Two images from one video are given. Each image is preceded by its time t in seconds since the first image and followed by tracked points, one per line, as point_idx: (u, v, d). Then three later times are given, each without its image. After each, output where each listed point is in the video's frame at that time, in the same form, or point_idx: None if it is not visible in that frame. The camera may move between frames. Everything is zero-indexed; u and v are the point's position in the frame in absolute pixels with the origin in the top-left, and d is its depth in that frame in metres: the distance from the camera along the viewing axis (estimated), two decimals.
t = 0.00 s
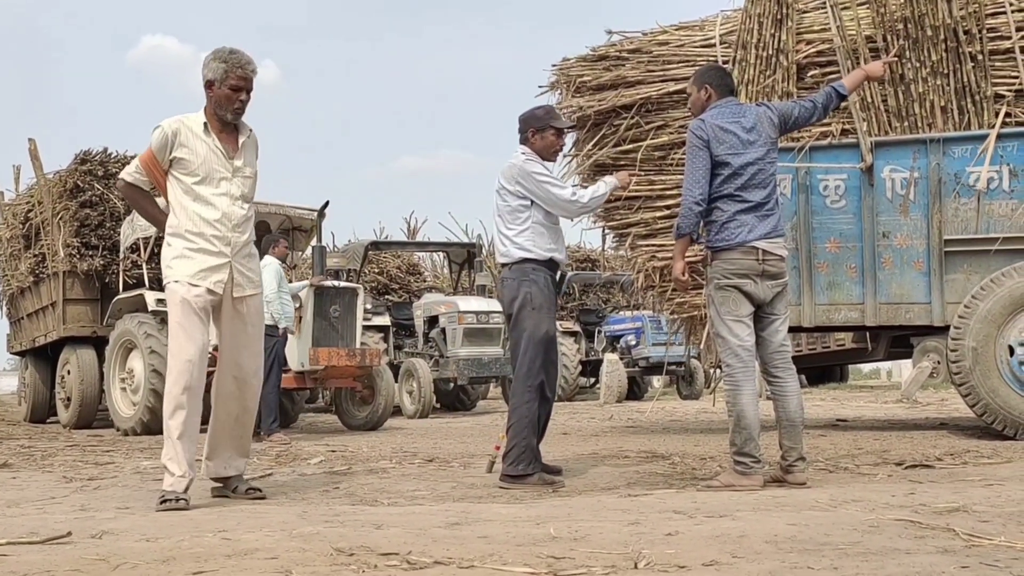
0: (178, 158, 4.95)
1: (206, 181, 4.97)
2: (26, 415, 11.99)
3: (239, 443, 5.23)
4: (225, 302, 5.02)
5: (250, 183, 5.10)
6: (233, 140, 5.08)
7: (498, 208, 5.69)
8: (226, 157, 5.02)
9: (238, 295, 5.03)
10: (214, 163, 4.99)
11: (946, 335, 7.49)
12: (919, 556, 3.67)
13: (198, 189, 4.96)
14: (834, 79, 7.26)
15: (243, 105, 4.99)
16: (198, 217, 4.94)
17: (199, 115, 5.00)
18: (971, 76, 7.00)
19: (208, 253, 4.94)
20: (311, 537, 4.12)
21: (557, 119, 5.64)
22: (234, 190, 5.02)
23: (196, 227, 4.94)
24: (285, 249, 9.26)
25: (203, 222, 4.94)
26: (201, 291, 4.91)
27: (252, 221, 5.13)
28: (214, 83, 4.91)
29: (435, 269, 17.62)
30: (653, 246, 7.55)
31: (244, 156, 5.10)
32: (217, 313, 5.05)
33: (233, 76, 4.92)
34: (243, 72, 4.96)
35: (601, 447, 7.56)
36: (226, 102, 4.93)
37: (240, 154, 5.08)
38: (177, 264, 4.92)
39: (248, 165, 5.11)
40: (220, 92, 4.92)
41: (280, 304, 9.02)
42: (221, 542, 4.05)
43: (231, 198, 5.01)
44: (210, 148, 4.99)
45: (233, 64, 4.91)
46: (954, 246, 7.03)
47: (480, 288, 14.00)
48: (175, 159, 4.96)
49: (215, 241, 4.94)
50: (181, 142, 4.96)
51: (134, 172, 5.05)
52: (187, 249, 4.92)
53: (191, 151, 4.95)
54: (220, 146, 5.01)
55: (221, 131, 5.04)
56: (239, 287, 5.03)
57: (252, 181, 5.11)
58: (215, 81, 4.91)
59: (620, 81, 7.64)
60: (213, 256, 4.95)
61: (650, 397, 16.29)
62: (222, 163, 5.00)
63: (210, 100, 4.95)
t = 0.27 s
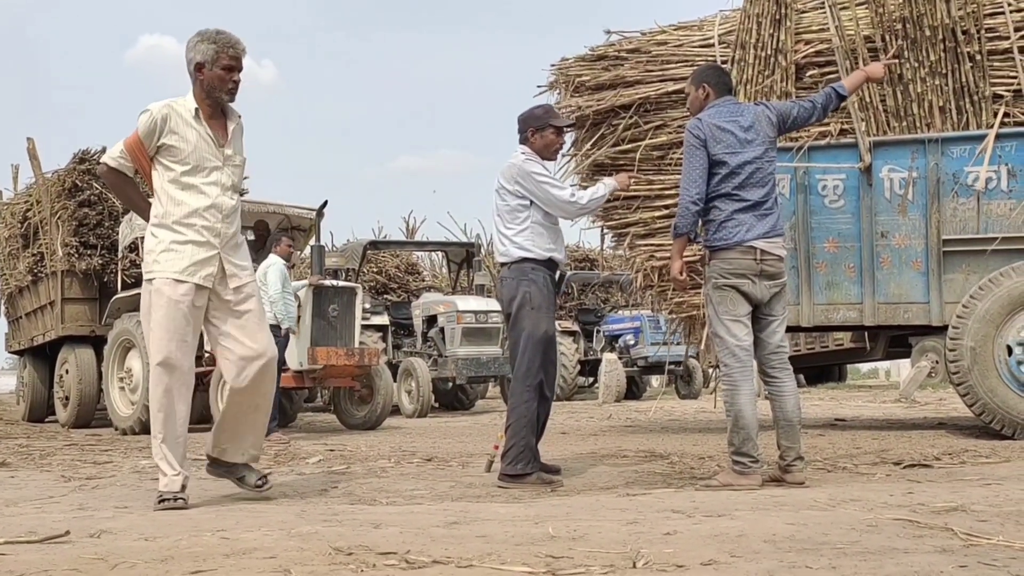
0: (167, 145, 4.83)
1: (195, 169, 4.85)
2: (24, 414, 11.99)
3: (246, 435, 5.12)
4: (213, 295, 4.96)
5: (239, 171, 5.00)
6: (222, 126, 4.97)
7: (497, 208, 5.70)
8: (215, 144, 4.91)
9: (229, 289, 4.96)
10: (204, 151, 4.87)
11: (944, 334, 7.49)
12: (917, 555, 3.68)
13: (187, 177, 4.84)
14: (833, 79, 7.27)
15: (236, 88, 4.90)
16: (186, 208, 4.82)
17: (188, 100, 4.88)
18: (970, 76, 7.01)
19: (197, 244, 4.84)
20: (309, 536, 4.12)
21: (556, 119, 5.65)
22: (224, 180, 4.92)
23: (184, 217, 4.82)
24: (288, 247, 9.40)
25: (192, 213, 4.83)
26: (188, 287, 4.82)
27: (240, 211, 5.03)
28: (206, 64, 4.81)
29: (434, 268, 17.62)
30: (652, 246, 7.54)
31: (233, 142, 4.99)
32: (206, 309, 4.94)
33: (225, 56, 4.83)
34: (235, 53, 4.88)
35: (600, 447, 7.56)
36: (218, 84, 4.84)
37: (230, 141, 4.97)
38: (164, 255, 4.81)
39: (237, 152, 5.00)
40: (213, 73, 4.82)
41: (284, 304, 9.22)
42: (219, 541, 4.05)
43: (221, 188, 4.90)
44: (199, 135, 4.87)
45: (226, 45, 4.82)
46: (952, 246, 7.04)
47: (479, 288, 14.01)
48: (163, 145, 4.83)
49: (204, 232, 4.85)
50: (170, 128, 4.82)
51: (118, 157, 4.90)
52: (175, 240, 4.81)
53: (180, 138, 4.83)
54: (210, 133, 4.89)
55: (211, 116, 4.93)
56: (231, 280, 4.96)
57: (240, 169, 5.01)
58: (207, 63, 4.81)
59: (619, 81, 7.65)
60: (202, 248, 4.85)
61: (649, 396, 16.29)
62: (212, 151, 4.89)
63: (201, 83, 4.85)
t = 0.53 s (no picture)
0: (169, 143, 4.74)
1: (198, 168, 4.77)
2: (21, 416, 11.98)
3: (260, 443, 4.93)
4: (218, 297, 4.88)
5: (244, 169, 4.92)
6: (226, 123, 4.89)
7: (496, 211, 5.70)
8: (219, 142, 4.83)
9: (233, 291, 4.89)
10: (207, 150, 4.78)
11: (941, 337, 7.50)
12: (915, 557, 3.68)
13: (189, 176, 4.76)
14: (831, 82, 7.29)
15: (239, 84, 4.83)
16: (188, 208, 4.74)
17: (191, 96, 4.80)
18: (967, 79, 7.02)
19: (200, 246, 4.76)
20: (307, 538, 4.12)
21: (554, 121, 5.65)
22: (227, 178, 4.83)
23: (187, 218, 4.74)
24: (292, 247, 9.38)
25: (195, 213, 4.75)
26: (191, 291, 4.75)
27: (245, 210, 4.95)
28: (209, 59, 4.74)
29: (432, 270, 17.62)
30: (649, 248, 7.54)
31: (237, 140, 4.91)
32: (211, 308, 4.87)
33: (229, 50, 4.77)
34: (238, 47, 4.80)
35: (598, 449, 7.56)
36: (222, 78, 4.77)
37: (234, 139, 4.89)
38: (167, 257, 4.73)
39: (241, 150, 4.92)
40: (216, 68, 4.75)
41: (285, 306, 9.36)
42: (217, 544, 4.05)
43: (224, 187, 4.82)
44: (202, 134, 4.78)
45: (228, 39, 4.76)
46: (950, 249, 7.03)
47: (476, 291, 14.01)
48: (166, 143, 4.75)
49: (207, 233, 4.77)
50: (172, 125, 4.74)
51: (120, 155, 4.81)
52: (178, 241, 4.74)
53: (182, 136, 4.74)
54: (213, 131, 4.81)
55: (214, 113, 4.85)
56: (235, 282, 4.89)
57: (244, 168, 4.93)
58: (210, 58, 4.74)
59: (617, 83, 7.65)
60: (206, 249, 4.78)
61: (647, 399, 16.30)
62: (215, 150, 4.80)
63: (204, 79, 4.77)
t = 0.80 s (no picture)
0: (191, 141, 4.74)
1: (220, 165, 4.76)
2: (19, 418, 11.96)
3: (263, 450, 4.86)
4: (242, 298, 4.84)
5: (265, 166, 4.92)
6: (246, 121, 4.89)
7: (495, 215, 5.70)
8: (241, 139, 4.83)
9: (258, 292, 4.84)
10: (229, 147, 4.78)
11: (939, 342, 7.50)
12: (912, 562, 3.69)
13: (212, 173, 4.75)
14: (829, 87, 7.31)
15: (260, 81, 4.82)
16: (212, 205, 4.73)
17: (212, 94, 4.80)
18: (965, 85, 7.06)
19: (225, 243, 4.74)
20: (305, 542, 4.12)
21: (552, 125, 5.66)
22: (250, 175, 4.83)
23: (211, 216, 4.73)
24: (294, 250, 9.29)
25: (218, 210, 4.73)
26: (217, 291, 4.72)
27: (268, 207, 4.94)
28: (228, 57, 4.74)
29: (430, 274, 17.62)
30: (648, 253, 7.54)
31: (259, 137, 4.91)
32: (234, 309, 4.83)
33: (248, 47, 4.76)
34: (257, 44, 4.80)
35: (596, 453, 7.56)
36: (242, 75, 4.76)
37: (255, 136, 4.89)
38: (192, 256, 4.72)
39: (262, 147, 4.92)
40: (236, 65, 4.74)
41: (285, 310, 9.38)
42: (214, 546, 4.05)
43: (247, 183, 4.81)
44: (224, 130, 4.78)
45: (246, 35, 4.75)
46: (947, 254, 7.04)
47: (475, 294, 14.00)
48: (188, 141, 4.74)
49: (232, 230, 4.75)
50: (193, 122, 4.73)
51: (141, 155, 4.78)
52: (203, 239, 4.72)
53: (204, 133, 4.74)
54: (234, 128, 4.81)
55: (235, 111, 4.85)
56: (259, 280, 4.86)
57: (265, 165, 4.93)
58: (229, 55, 4.74)
59: (616, 88, 7.66)
60: (230, 246, 4.76)
61: (645, 404, 16.31)
62: (237, 146, 4.80)
63: (224, 77, 4.77)
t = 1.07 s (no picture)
0: (214, 140, 4.64)
1: (243, 165, 4.67)
2: (15, 420, 11.95)
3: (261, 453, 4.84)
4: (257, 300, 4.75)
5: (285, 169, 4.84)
6: (268, 123, 4.81)
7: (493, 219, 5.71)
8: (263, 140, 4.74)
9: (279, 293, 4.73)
10: (252, 147, 4.70)
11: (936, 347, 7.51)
12: (909, 567, 3.68)
13: (235, 173, 4.65)
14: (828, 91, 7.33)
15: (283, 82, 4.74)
16: (234, 205, 4.63)
17: (234, 93, 4.71)
18: (963, 90, 7.05)
19: (247, 244, 4.63)
20: (301, 544, 4.11)
21: (551, 128, 5.66)
22: (271, 177, 4.74)
23: (233, 216, 4.63)
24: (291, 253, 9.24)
25: (240, 211, 4.63)
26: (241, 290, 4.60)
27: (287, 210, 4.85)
28: (252, 58, 4.66)
29: (428, 276, 17.62)
30: (646, 256, 7.55)
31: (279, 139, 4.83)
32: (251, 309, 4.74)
33: (272, 48, 4.67)
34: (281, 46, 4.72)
35: (593, 456, 7.56)
36: (266, 76, 4.68)
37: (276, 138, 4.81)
38: (214, 256, 4.60)
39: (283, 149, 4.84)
40: (260, 65, 4.66)
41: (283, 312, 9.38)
42: (210, 549, 4.04)
43: (269, 184, 4.72)
44: (246, 130, 4.69)
45: (270, 36, 4.67)
46: (945, 259, 7.04)
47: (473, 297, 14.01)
48: (211, 140, 4.64)
49: (254, 232, 4.65)
50: (217, 122, 4.65)
51: (164, 152, 4.67)
52: (224, 239, 4.61)
53: (227, 132, 4.65)
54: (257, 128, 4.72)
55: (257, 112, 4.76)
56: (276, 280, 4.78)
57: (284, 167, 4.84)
58: (252, 56, 4.66)
59: (615, 91, 7.67)
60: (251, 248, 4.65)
61: (643, 407, 16.31)
62: (259, 147, 4.72)
63: (247, 77, 4.69)
